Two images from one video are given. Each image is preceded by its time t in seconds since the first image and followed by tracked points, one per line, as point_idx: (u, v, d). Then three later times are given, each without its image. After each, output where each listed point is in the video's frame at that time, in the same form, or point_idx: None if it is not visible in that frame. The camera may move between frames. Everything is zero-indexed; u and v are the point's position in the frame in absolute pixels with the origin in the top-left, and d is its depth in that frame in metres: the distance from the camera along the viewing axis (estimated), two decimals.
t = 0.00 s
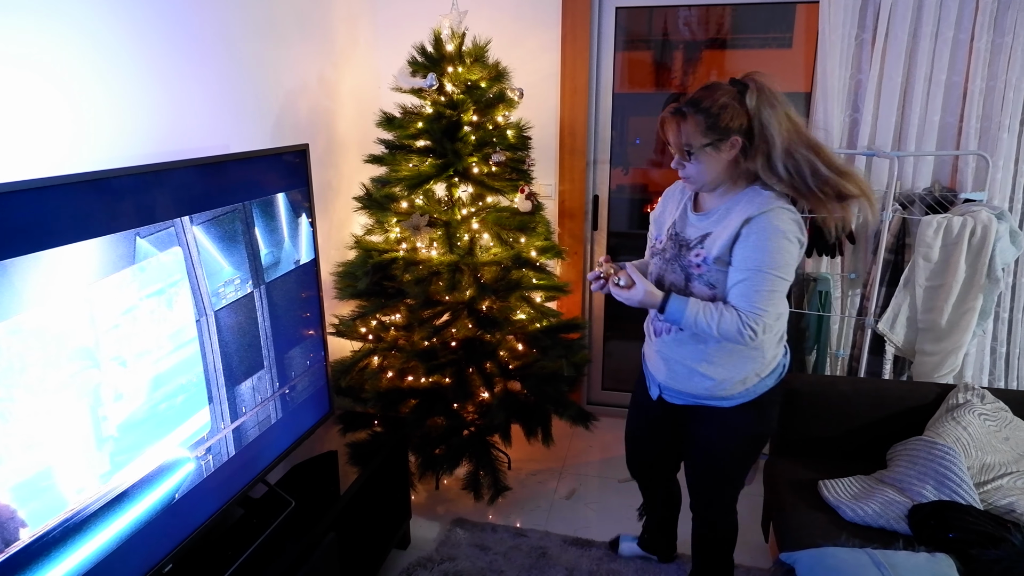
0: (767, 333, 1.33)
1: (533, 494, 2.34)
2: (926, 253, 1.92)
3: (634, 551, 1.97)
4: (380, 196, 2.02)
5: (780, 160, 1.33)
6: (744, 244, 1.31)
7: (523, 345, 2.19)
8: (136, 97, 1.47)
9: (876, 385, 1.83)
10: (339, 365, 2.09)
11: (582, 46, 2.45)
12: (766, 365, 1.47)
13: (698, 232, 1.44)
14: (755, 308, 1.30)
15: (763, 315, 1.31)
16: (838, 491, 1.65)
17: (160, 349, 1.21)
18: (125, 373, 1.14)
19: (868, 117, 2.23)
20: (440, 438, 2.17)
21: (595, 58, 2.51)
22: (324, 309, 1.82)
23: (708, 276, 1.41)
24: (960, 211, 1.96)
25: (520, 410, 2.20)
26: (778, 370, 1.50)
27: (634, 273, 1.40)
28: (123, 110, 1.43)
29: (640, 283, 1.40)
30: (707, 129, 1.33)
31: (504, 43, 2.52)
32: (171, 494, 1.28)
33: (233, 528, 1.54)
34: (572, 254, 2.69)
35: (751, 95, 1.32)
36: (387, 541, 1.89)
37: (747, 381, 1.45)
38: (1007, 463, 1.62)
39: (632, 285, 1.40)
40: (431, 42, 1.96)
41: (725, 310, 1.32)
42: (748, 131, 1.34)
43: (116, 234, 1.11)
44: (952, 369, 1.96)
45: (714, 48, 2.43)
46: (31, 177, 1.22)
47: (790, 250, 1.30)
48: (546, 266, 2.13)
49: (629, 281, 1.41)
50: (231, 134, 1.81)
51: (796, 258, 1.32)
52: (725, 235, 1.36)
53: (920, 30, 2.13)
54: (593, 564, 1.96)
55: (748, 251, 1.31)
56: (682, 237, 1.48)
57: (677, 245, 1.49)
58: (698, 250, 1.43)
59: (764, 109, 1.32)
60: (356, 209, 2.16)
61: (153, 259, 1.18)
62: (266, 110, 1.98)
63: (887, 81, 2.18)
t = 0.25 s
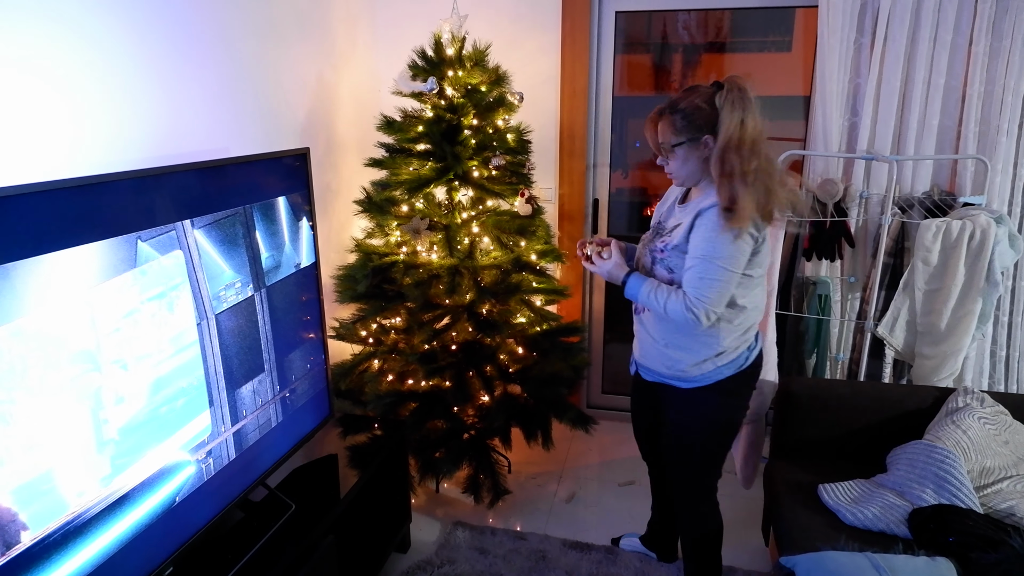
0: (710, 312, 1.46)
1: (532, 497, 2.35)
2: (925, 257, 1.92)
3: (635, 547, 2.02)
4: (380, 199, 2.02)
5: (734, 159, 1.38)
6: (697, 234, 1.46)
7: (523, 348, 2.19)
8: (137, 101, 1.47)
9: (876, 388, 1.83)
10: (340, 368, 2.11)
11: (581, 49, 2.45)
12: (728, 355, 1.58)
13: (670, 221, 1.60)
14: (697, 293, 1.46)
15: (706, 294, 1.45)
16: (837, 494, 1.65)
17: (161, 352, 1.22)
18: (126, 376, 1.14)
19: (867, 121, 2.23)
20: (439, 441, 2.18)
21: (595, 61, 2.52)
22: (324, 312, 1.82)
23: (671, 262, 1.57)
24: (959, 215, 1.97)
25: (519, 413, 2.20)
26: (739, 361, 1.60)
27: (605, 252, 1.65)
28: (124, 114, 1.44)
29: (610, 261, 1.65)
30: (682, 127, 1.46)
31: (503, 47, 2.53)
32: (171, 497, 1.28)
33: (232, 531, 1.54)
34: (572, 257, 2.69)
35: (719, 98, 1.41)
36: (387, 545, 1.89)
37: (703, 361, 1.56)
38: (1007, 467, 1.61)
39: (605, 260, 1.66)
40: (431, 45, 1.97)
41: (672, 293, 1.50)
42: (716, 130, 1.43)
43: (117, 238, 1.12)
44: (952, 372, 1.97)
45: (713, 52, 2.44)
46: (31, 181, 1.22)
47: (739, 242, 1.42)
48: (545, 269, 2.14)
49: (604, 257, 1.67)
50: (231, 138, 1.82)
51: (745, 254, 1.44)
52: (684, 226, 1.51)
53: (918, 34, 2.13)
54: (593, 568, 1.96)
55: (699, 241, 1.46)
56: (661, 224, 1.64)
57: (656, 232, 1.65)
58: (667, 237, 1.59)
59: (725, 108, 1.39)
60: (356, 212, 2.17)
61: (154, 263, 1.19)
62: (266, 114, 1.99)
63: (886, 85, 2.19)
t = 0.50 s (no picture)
0: (672, 303, 1.51)
1: (536, 500, 2.34)
2: (930, 260, 1.92)
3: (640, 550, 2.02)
4: (384, 202, 2.03)
5: (714, 165, 1.45)
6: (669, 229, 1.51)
7: (527, 351, 2.21)
8: (141, 104, 1.48)
9: (879, 392, 1.83)
10: (343, 371, 2.07)
11: (585, 52, 2.46)
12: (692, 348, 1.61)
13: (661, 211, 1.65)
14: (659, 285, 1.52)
15: (668, 285, 1.50)
16: (842, 498, 1.64)
17: (167, 354, 1.22)
18: (131, 378, 1.14)
19: (871, 124, 2.23)
20: (442, 444, 2.17)
21: (598, 65, 2.52)
22: (328, 314, 1.82)
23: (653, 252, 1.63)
24: (964, 218, 1.97)
25: (522, 415, 2.20)
26: (705, 354, 1.61)
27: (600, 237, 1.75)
28: (128, 117, 1.45)
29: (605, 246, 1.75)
30: (675, 130, 1.51)
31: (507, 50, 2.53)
32: (176, 499, 1.28)
33: (236, 533, 1.54)
34: (576, 260, 2.70)
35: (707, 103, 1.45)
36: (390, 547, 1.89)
37: (669, 347, 1.61)
38: (1013, 471, 1.61)
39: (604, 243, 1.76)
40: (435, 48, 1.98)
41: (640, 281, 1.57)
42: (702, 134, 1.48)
43: (123, 240, 1.12)
44: (957, 375, 1.96)
45: (717, 55, 2.44)
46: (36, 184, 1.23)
47: (702, 239, 1.46)
48: (549, 272, 2.14)
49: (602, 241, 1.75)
50: (235, 141, 1.83)
51: (709, 250, 1.47)
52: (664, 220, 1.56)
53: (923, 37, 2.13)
54: (596, 571, 1.96)
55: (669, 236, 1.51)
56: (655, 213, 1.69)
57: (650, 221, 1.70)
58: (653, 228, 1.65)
59: (712, 113, 1.43)
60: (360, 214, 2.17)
61: (160, 265, 1.19)
62: (270, 117, 1.99)
63: (890, 87, 2.19)
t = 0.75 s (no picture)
0: (649, 296, 1.54)
1: (540, 503, 2.34)
2: (936, 263, 1.92)
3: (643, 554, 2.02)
4: (390, 204, 2.03)
5: (711, 165, 1.45)
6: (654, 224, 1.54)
7: (531, 353, 2.21)
8: (147, 106, 1.49)
9: (884, 396, 1.82)
10: (348, 372, 2.08)
11: (590, 56, 2.46)
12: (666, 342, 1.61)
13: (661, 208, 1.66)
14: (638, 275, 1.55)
15: (646, 279, 1.53)
16: (847, 502, 1.64)
17: (172, 355, 1.23)
18: (137, 379, 1.15)
19: (877, 127, 2.23)
20: (446, 446, 2.17)
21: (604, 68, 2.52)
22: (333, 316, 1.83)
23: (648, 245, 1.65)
24: (970, 222, 1.96)
25: (526, 418, 2.20)
26: (678, 351, 1.61)
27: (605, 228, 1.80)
28: (134, 119, 1.46)
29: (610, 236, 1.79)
30: (674, 132, 1.55)
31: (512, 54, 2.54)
32: (181, 500, 1.29)
33: (240, 534, 1.55)
34: (581, 262, 2.70)
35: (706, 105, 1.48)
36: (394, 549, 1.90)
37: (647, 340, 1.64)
38: (1020, 475, 1.60)
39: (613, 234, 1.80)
40: (440, 52, 1.98)
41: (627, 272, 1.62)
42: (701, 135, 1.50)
43: (129, 242, 1.13)
44: (963, 379, 1.94)
45: (722, 58, 2.44)
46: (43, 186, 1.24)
47: (680, 237, 1.47)
48: (554, 274, 2.13)
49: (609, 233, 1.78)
50: (240, 143, 1.83)
51: (687, 247, 1.48)
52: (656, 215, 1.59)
53: (928, 40, 2.13)
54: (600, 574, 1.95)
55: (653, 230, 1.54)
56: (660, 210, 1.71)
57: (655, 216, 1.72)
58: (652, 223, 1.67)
59: (709, 115, 1.46)
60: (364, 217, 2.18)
61: (165, 266, 1.20)
62: (276, 120, 2.00)
63: (896, 91, 2.18)
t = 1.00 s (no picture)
0: (632, 290, 1.56)
1: (536, 501, 2.34)
2: (927, 255, 1.92)
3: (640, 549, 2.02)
4: (381, 203, 2.02)
5: (693, 161, 1.45)
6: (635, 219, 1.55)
7: (524, 351, 2.20)
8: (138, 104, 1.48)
9: (878, 388, 1.82)
10: (342, 373, 2.08)
11: (580, 52, 2.46)
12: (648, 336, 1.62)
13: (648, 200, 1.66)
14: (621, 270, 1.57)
15: (628, 274, 1.55)
16: (842, 493, 1.64)
17: (162, 358, 1.21)
18: (126, 382, 1.14)
19: (867, 120, 2.23)
20: (442, 446, 2.16)
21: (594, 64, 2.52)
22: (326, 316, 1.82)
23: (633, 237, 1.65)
24: (960, 213, 1.97)
25: (522, 416, 2.20)
26: (659, 344, 1.61)
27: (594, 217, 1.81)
28: (127, 118, 1.44)
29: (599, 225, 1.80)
30: (658, 128, 1.54)
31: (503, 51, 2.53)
32: (174, 504, 1.28)
33: (235, 537, 1.53)
34: (574, 259, 2.70)
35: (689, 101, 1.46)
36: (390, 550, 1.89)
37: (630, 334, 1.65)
38: (1012, 464, 1.61)
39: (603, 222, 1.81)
40: (430, 50, 1.97)
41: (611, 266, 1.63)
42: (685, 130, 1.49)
43: (117, 244, 1.12)
44: (955, 370, 1.95)
45: (712, 54, 2.44)
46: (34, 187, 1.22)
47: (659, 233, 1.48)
48: (546, 271, 2.13)
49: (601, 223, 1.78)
50: (231, 143, 1.82)
51: (666, 244, 1.49)
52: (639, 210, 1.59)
53: (917, 33, 2.13)
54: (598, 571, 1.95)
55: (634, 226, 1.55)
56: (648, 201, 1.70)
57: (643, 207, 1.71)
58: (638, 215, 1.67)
59: (691, 111, 1.44)
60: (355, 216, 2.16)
61: (154, 268, 1.18)
62: (266, 119, 1.99)
63: (885, 84, 2.19)
